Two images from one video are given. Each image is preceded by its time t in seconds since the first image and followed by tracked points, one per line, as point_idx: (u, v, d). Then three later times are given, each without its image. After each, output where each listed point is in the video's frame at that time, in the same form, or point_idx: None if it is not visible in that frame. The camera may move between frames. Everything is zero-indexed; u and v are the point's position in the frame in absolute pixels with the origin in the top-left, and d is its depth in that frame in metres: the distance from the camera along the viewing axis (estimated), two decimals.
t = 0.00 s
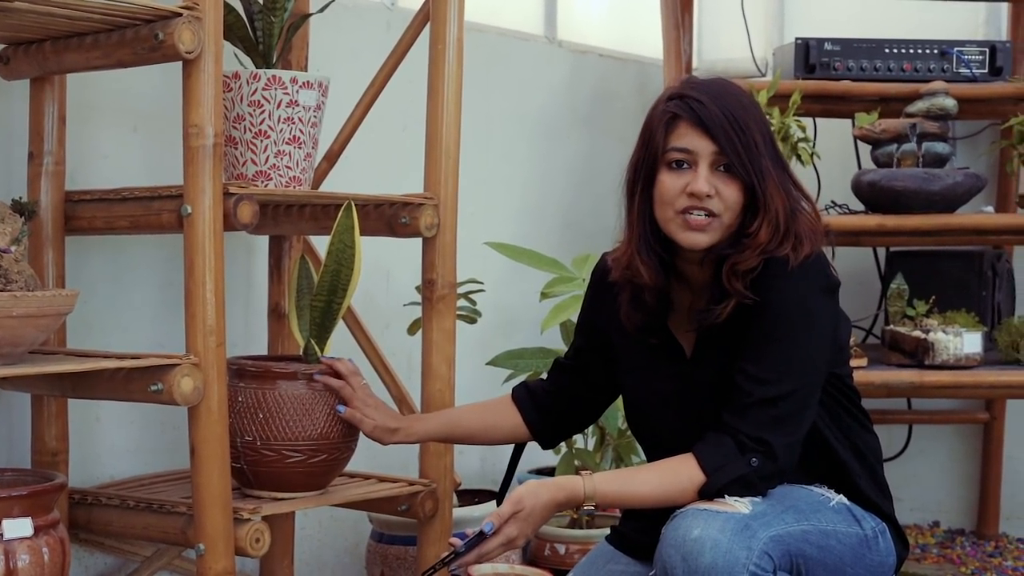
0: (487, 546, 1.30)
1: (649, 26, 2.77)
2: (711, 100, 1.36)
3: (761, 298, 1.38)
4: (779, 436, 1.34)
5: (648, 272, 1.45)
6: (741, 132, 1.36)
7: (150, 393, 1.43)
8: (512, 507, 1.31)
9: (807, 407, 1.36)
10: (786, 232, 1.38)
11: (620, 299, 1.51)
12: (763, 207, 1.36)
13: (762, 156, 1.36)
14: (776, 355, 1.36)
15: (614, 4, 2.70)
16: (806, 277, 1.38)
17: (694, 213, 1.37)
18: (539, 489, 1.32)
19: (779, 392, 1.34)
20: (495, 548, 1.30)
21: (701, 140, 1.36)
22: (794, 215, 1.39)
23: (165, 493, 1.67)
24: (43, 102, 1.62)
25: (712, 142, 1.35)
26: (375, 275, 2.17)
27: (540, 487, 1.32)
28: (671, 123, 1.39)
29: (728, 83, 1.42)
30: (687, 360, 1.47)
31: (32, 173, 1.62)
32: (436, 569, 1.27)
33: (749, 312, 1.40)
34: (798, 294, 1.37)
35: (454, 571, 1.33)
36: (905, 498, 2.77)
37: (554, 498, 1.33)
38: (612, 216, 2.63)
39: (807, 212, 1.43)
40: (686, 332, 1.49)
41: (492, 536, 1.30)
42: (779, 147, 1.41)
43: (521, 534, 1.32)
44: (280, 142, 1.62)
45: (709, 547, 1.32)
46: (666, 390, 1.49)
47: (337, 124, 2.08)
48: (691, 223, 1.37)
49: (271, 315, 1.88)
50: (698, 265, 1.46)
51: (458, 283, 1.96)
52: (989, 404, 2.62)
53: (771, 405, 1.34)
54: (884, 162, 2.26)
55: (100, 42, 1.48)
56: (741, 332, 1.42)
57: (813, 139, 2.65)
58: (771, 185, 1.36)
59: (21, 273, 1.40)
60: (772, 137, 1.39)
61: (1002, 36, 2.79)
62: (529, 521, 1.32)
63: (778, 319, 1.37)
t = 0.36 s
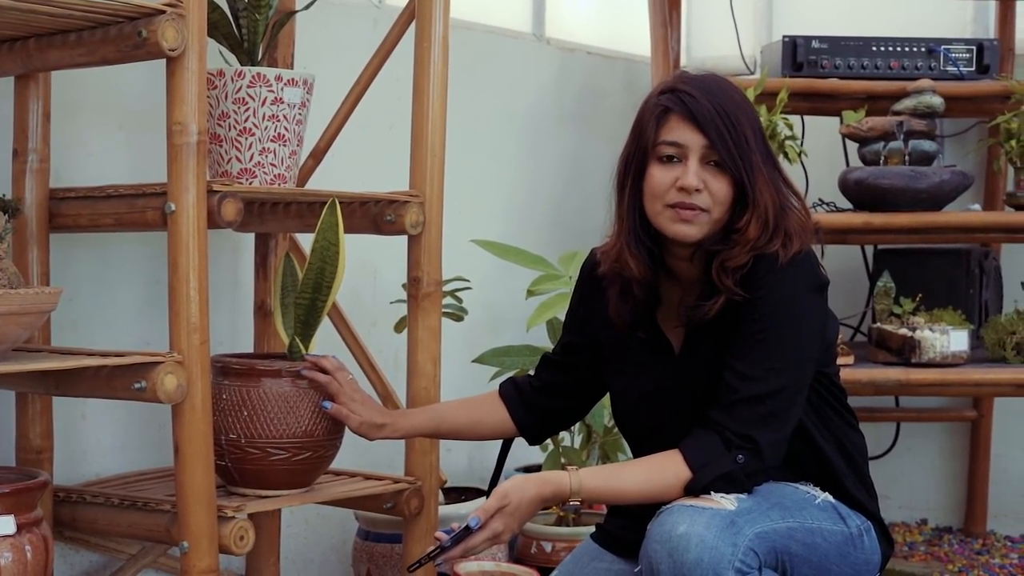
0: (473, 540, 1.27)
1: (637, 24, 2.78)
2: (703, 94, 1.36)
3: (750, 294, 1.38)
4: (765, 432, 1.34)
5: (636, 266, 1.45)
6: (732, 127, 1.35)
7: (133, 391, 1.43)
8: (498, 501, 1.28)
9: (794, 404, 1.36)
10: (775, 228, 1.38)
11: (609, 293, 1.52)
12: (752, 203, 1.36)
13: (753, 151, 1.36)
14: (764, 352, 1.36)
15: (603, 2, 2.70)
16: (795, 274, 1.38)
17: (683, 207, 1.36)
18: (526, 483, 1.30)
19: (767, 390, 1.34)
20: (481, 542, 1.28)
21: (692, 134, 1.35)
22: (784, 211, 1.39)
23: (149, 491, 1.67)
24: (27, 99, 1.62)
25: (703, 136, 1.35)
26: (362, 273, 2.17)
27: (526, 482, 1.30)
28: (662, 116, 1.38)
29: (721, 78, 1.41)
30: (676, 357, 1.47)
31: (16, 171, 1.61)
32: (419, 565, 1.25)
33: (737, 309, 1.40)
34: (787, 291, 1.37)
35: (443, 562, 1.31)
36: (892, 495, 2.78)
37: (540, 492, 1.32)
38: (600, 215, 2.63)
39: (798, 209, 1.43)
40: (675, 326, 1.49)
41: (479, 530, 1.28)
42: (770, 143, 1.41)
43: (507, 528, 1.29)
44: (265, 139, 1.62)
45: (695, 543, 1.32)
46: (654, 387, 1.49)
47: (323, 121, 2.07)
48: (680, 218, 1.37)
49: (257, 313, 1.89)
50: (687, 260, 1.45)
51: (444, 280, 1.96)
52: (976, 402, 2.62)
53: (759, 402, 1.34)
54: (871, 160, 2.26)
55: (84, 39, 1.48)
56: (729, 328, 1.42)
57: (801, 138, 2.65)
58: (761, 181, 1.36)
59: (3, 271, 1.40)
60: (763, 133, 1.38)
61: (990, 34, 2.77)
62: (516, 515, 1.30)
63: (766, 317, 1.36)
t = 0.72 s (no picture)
0: (466, 542, 1.26)
1: (630, 26, 2.78)
2: (694, 91, 1.37)
3: (741, 291, 1.38)
4: (757, 432, 1.34)
5: (626, 262, 1.45)
6: (724, 123, 1.36)
7: (123, 393, 1.43)
8: (491, 501, 1.28)
9: (786, 404, 1.35)
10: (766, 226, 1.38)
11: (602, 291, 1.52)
12: (742, 199, 1.36)
13: (744, 148, 1.36)
14: (754, 351, 1.35)
15: (596, 4, 2.71)
16: (786, 273, 1.38)
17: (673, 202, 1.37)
18: (518, 483, 1.29)
19: (759, 389, 1.34)
20: (474, 544, 1.27)
21: (683, 129, 1.36)
22: (775, 209, 1.39)
23: (140, 492, 1.67)
24: (18, 101, 1.62)
25: (695, 131, 1.36)
26: (354, 274, 2.17)
27: (519, 482, 1.29)
28: (655, 112, 1.39)
29: (714, 77, 1.42)
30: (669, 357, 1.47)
31: (7, 172, 1.61)
32: (416, 565, 1.23)
33: (728, 306, 1.40)
34: (777, 291, 1.37)
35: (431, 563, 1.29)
36: (884, 496, 2.79)
37: (533, 493, 1.31)
38: (592, 217, 2.64)
39: (789, 209, 1.43)
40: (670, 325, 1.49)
41: (472, 531, 1.26)
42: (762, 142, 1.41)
43: (501, 529, 1.28)
44: (256, 141, 1.62)
45: (687, 542, 1.32)
46: (646, 387, 1.49)
47: (315, 123, 2.08)
48: (669, 212, 1.37)
49: (248, 314, 1.89)
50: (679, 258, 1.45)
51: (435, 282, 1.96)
52: (968, 403, 2.63)
53: (751, 402, 1.34)
54: (863, 162, 2.26)
55: (75, 41, 1.48)
56: (720, 327, 1.42)
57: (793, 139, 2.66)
58: (751, 178, 1.36)
59: None
60: (755, 131, 1.39)
61: (982, 36, 2.77)
62: (509, 516, 1.29)
63: (758, 316, 1.36)
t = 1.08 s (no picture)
0: (459, 539, 1.31)
1: (626, 30, 2.79)
2: (683, 94, 1.37)
3: (733, 292, 1.38)
4: (751, 433, 1.34)
5: (619, 263, 1.47)
6: (712, 126, 1.36)
7: (120, 397, 1.43)
8: (485, 500, 1.31)
9: (780, 404, 1.35)
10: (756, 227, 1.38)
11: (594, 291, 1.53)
12: (732, 202, 1.36)
13: (733, 151, 1.36)
14: (748, 353, 1.35)
15: (592, 8, 2.71)
16: (780, 274, 1.37)
17: (663, 204, 1.38)
18: (513, 482, 1.32)
19: (753, 390, 1.34)
20: (468, 541, 1.31)
21: (672, 133, 1.36)
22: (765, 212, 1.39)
23: (137, 496, 1.67)
24: (15, 105, 1.62)
25: (683, 134, 1.36)
26: (350, 277, 2.18)
27: (513, 481, 1.32)
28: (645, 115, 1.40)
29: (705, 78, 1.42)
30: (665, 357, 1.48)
31: (4, 177, 1.62)
32: (409, 561, 1.27)
33: (720, 308, 1.40)
34: (771, 291, 1.36)
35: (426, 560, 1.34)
36: (881, 500, 2.79)
37: (528, 492, 1.33)
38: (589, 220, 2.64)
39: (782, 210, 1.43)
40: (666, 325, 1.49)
41: (465, 528, 1.31)
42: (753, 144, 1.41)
43: (495, 527, 1.32)
44: (252, 146, 1.63)
45: (683, 542, 1.32)
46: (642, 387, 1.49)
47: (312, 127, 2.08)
48: (658, 214, 1.38)
49: (244, 318, 1.89)
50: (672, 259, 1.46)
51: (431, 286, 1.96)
52: (964, 407, 2.63)
53: (746, 403, 1.34)
54: (858, 166, 2.27)
55: (71, 46, 1.48)
56: (711, 327, 1.42)
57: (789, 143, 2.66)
58: (741, 181, 1.36)
59: None
60: (745, 133, 1.39)
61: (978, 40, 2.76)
62: (503, 515, 1.32)
63: (751, 317, 1.36)
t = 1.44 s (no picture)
0: (453, 542, 1.30)
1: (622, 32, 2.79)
2: (683, 91, 1.36)
3: (727, 293, 1.38)
4: (746, 434, 1.33)
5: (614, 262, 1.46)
6: (710, 124, 1.35)
7: (114, 398, 1.42)
8: (479, 503, 1.30)
9: (775, 406, 1.35)
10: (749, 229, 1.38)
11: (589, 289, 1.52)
12: (724, 201, 1.35)
13: (730, 150, 1.35)
14: (744, 353, 1.35)
15: (588, 10, 2.72)
16: (775, 275, 1.38)
17: (658, 201, 1.37)
18: (507, 485, 1.31)
19: (748, 392, 1.34)
20: (462, 545, 1.30)
21: (670, 130, 1.36)
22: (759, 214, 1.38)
23: (132, 497, 1.67)
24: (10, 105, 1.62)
25: (680, 131, 1.35)
26: (346, 278, 2.18)
27: (507, 486, 1.31)
28: (644, 112, 1.39)
29: (708, 78, 1.41)
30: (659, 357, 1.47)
31: None
32: (403, 565, 1.26)
33: (716, 307, 1.40)
34: (767, 291, 1.37)
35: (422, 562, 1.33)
36: (877, 502, 2.79)
37: (522, 495, 1.32)
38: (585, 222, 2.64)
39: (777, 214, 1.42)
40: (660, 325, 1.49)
41: (459, 532, 1.30)
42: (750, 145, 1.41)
43: (489, 531, 1.31)
44: (247, 147, 1.63)
45: (678, 544, 1.31)
46: (637, 388, 1.48)
47: (307, 128, 2.08)
48: (653, 211, 1.37)
49: (240, 319, 1.89)
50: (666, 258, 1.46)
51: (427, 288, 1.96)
52: (960, 408, 2.63)
53: (741, 404, 1.34)
54: (854, 167, 2.29)
55: (65, 46, 1.48)
56: (709, 327, 1.42)
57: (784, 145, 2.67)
58: (734, 182, 1.35)
59: None
60: (742, 135, 1.38)
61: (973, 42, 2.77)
62: (497, 518, 1.31)
63: (747, 318, 1.36)
